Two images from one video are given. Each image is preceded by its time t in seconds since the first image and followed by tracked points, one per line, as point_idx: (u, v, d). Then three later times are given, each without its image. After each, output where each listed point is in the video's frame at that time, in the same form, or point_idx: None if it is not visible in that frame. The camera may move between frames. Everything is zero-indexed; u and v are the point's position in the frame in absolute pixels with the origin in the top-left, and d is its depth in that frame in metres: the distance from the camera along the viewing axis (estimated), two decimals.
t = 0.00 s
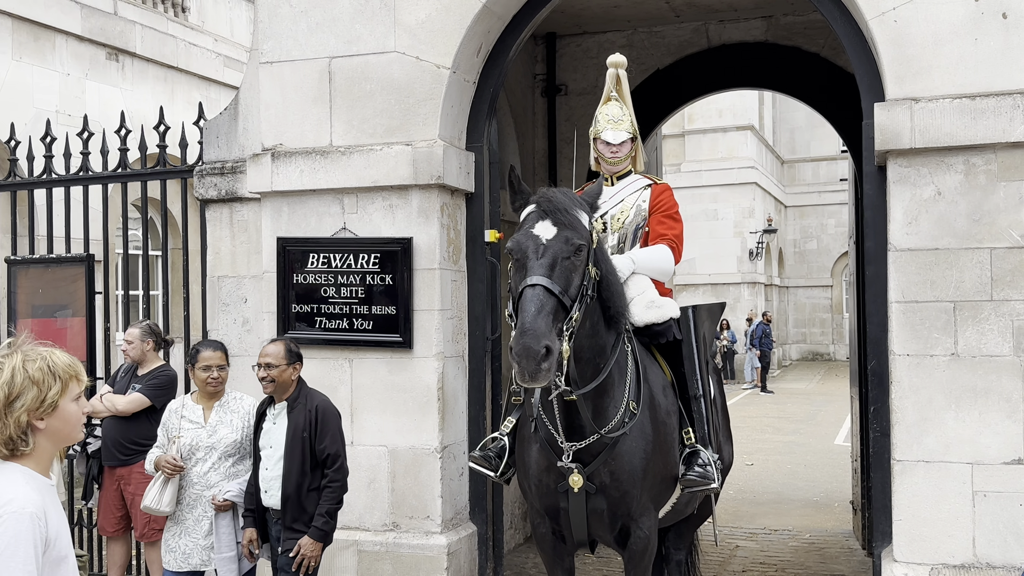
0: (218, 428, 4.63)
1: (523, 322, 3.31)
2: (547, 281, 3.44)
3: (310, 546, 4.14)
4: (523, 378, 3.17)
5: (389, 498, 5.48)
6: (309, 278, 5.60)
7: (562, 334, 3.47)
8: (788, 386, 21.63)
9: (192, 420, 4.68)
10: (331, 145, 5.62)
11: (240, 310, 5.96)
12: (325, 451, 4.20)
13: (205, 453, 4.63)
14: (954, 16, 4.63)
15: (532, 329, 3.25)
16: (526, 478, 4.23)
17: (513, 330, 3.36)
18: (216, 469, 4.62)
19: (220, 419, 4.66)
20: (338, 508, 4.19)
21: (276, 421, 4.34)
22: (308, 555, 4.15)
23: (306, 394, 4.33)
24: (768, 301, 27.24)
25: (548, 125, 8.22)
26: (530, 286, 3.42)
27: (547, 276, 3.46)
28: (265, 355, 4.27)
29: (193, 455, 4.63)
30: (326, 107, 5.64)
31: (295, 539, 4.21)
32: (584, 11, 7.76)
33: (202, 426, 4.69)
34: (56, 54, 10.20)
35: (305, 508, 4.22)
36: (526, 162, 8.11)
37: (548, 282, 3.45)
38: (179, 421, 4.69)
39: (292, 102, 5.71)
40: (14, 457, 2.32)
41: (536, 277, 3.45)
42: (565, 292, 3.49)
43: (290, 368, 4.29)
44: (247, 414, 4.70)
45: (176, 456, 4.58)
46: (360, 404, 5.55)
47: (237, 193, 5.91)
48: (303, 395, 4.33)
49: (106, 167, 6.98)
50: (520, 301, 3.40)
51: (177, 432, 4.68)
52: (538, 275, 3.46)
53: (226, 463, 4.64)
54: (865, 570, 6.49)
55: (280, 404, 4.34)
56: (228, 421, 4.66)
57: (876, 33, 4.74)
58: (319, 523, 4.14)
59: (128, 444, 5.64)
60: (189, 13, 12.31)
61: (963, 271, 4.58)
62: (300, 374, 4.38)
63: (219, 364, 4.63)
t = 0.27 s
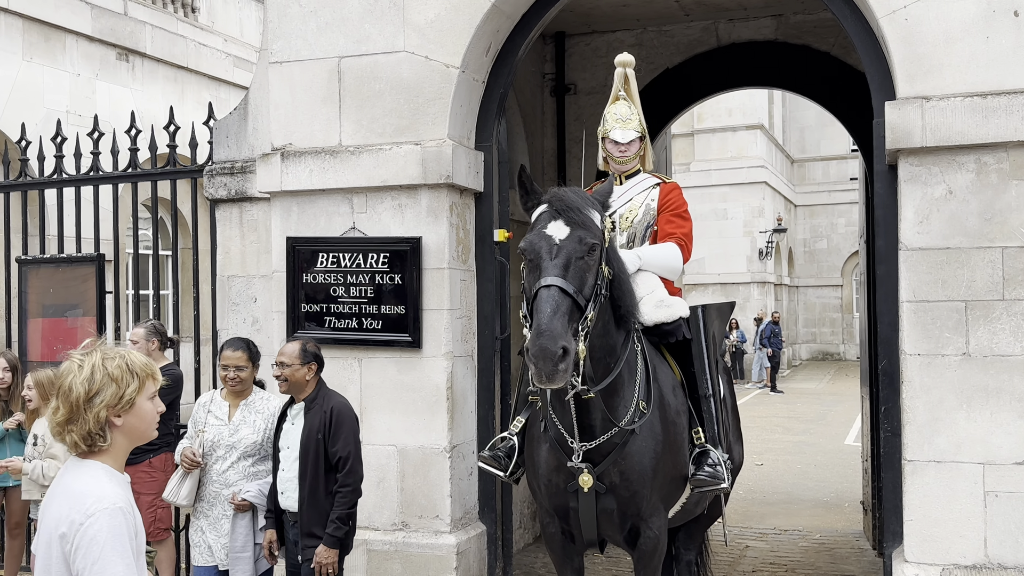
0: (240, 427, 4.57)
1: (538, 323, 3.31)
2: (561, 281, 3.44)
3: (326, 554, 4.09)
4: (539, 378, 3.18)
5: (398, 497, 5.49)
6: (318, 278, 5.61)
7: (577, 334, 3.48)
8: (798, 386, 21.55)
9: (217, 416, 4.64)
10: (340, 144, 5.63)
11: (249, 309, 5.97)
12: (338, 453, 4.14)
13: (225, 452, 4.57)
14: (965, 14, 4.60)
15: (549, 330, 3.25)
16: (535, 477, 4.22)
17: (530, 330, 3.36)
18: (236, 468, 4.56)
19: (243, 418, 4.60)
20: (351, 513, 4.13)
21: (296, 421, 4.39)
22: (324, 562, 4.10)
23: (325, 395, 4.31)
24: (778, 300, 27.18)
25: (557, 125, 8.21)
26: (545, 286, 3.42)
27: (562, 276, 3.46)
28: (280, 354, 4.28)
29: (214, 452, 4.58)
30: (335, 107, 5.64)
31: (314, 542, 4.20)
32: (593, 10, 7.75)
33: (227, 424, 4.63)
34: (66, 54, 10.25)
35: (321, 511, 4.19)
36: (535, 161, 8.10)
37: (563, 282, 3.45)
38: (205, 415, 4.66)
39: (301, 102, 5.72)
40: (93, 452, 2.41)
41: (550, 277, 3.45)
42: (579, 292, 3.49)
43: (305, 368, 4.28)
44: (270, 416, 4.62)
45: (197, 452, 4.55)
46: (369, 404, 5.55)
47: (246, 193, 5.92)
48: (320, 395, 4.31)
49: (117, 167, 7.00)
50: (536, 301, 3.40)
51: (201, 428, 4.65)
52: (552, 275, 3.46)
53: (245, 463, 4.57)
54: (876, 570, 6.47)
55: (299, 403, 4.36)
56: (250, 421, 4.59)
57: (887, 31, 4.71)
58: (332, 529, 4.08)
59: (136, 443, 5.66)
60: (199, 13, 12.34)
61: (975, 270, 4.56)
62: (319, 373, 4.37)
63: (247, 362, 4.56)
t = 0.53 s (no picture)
0: (244, 429, 4.49)
1: (548, 322, 3.31)
2: (571, 280, 3.43)
3: (335, 558, 4.10)
4: (549, 378, 3.17)
5: (406, 496, 5.49)
6: (326, 277, 5.61)
7: (586, 333, 3.47)
8: (802, 387, 21.41)
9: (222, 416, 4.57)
10: (348, 143, 5.63)
11: (258, 308, 5.98)
12: (349, 455, 4.13)
13: (229, 454, 4.49)
14: (976, 12, 4.58)
15: (558, 329, 3.25)
16: (544, 476, 4.22)
17: (539, 330, 3.35)
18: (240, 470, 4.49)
19: (247, 420, 4.52)
20: (361, 515, 4.12)
21: (313, 419, 4.38)
22: (334, 566, 4.10)
23: (342, 395, 4.29)
24: (786, 300, 27.12)
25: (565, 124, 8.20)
26: (555, 286, 3.42)
27: (571, 275, 3.46)
28: (299, 352, 4.29)
29: (218, 454, 4.51)
30: (343, 106, 5.65)
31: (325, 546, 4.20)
32: (601, 8, 7.74)
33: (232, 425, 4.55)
34: (75, 54, 10.28)
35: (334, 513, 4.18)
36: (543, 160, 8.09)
37: (573, 282, 3.44)
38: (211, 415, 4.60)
39: (309, 101, 5.72)
40: (166, 443, 2.46)
41: (560, 277, 3.45)
42: (589, 291, 3.48)
43: (321, 367, 4.27)
44: (276, 417, 4.54)
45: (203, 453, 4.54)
46: (377, 402, 5.56)
47: (255, 192, 5.93)
48: (337, 394, 4.30)
49: (126, 166, 7.02)
50: (546, 301, 3.40)
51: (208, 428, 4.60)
52: (562, 275, 3.45)
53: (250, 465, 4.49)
54: (885, 570, 6.44)
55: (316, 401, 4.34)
56: (255, 422, 4.51)
57: (897, 29, 4.69)
58: (342, 532, 4.08)
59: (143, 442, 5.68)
60: (208, 13, 12.36)
61: (985, 269, 4.54)
62: (337, 372, 4.34)
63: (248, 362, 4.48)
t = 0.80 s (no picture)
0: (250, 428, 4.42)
1: (554, 323, 3.30)
2: (577, 280, 3.43)
3: (335, 558, 4.09)
4: (555, 379, 3.17)
5: (413, 495, 5.49)
6: (333, 276, 5.61)
7: (592, 334, 3.46)
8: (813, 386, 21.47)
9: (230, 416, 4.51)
10: (355, 142, 5.63)
11: (265, 307, 5.99)
12: (355, 455, 4.13)
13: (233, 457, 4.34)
14: (985, 9, 4.56)
15: (564, 329, 3.25)
16: (551, 475, 4.22)
17: (546, 330, 3.35)
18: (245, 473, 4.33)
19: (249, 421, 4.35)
20: (364, 515, 4.12)
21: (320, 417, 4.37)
22: (333, 566, 4.10)
23: (348, 394, 4.28)
24: (793, 300, 27.07)
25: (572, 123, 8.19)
26: (561, 286, 3.41)
27: (578, 275, 3.45)
28: (310, 350, 4.27)
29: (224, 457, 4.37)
30: (350, 105, 5.65)
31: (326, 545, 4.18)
32: (608, 7, 7.73)
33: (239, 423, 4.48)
34: (83, 54, 10.31)
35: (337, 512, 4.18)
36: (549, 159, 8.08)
37: (579, 282, 3.44)
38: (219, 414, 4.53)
39: (316, 100, 5.73)
40: (235, 432, 2.54)
41: (566, 277, 3.44)
42: (596, 291, 3.48)
43: (330, 365, 4.24)
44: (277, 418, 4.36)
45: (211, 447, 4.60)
46: (384, 401, 5.56)
47: (262, 191, 5.93)
48: (346, 394, 4.28)
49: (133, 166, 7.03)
50: (552, 301, 3.40)
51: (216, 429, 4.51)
52: (568, 275, 3.45)
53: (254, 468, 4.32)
54: (893, 570, 6.42)
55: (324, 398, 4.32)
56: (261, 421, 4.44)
57: (905, 27, 4.68)
58: (343, 532, 4.08)
59: (151, 440, 5.70)
60: (215, 13, 12.38)
61: (994, 268, 4.52)
62: (347, 371, 4.32)
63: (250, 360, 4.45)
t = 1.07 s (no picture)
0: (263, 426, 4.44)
1: (559, 323, 3.31)
2: (582, 280, 3.43)
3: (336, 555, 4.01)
4: (560, 379, 3.18)
5: (419, 493, 5.50)
6: (340, 274, 5.62)
7: (597, 334, 3.46)
8: (818, 386, 21.44)
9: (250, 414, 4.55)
10: (361, 141, 5.64)
11: (271, 306, 6.00)
12: (350, 451, 4.04)
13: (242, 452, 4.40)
14: (992, 7, 4.55)
15: (569, 330, 3.25)
16: (558, 474, 4.23)
17: (550, 329, 3.35)
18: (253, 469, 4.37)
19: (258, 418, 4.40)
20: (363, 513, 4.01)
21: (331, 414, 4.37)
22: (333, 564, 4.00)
23: (349, 390, 4.20)
24: (799, 300, 27.03)
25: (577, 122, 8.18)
26: (566, 286, 3.42)
27: (582, 275, 3.45)
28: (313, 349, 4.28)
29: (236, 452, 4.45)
30: (356, 104, 5.66)
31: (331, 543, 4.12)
32: (614, 6, 7.73)
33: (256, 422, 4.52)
34: (90, 54, 10.33)
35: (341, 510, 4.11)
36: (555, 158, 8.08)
37: (584, 281, 3.44)
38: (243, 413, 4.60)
39: (322, 99, 5.73)
40: (284, 430, 2.49)
41: (571, 277, 3.44)
42: (601, 291, 3.48)
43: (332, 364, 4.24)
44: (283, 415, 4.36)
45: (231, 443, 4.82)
46: (390, 400, 5.56)
47: (268, 191, 5.94)
48: (347, 390, 4.20)
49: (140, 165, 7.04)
50: (557, 301, 3.40)
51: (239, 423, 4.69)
52: (573, 275, 3.45)
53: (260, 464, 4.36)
54: (899, 570, 6.41)
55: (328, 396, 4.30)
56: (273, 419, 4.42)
57: (912, 25, 4.67)
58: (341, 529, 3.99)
59: (160, 439, 5.72)
60: (221, 13, 12.40)
61: (1002, 266, 4.51)
62: (350, 370, 4.26)
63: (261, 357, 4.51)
